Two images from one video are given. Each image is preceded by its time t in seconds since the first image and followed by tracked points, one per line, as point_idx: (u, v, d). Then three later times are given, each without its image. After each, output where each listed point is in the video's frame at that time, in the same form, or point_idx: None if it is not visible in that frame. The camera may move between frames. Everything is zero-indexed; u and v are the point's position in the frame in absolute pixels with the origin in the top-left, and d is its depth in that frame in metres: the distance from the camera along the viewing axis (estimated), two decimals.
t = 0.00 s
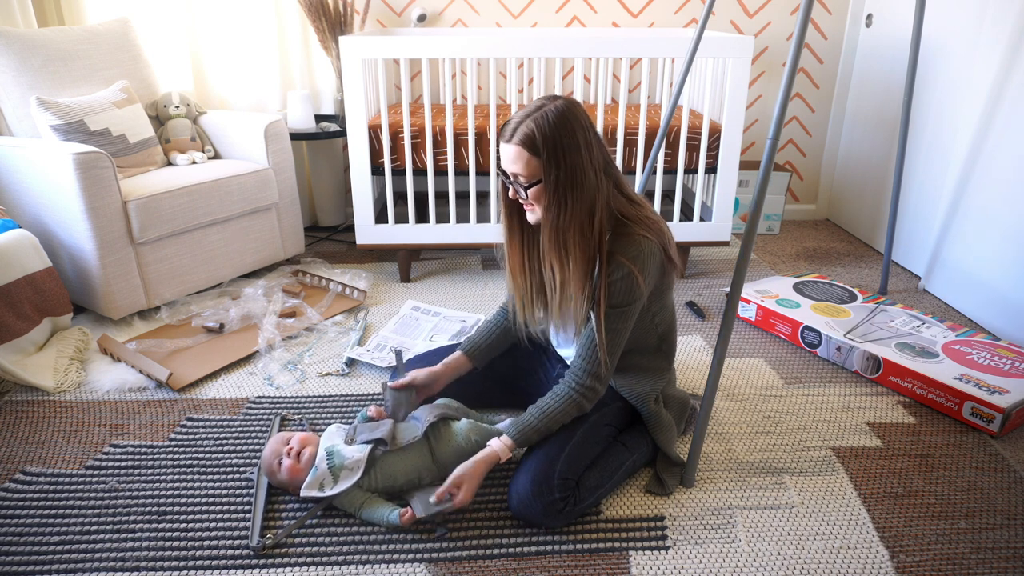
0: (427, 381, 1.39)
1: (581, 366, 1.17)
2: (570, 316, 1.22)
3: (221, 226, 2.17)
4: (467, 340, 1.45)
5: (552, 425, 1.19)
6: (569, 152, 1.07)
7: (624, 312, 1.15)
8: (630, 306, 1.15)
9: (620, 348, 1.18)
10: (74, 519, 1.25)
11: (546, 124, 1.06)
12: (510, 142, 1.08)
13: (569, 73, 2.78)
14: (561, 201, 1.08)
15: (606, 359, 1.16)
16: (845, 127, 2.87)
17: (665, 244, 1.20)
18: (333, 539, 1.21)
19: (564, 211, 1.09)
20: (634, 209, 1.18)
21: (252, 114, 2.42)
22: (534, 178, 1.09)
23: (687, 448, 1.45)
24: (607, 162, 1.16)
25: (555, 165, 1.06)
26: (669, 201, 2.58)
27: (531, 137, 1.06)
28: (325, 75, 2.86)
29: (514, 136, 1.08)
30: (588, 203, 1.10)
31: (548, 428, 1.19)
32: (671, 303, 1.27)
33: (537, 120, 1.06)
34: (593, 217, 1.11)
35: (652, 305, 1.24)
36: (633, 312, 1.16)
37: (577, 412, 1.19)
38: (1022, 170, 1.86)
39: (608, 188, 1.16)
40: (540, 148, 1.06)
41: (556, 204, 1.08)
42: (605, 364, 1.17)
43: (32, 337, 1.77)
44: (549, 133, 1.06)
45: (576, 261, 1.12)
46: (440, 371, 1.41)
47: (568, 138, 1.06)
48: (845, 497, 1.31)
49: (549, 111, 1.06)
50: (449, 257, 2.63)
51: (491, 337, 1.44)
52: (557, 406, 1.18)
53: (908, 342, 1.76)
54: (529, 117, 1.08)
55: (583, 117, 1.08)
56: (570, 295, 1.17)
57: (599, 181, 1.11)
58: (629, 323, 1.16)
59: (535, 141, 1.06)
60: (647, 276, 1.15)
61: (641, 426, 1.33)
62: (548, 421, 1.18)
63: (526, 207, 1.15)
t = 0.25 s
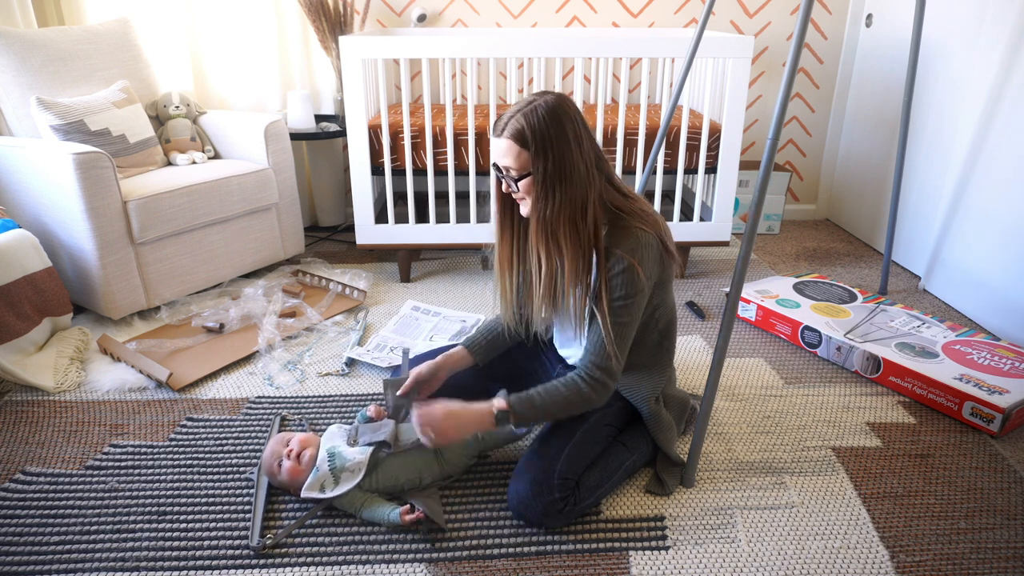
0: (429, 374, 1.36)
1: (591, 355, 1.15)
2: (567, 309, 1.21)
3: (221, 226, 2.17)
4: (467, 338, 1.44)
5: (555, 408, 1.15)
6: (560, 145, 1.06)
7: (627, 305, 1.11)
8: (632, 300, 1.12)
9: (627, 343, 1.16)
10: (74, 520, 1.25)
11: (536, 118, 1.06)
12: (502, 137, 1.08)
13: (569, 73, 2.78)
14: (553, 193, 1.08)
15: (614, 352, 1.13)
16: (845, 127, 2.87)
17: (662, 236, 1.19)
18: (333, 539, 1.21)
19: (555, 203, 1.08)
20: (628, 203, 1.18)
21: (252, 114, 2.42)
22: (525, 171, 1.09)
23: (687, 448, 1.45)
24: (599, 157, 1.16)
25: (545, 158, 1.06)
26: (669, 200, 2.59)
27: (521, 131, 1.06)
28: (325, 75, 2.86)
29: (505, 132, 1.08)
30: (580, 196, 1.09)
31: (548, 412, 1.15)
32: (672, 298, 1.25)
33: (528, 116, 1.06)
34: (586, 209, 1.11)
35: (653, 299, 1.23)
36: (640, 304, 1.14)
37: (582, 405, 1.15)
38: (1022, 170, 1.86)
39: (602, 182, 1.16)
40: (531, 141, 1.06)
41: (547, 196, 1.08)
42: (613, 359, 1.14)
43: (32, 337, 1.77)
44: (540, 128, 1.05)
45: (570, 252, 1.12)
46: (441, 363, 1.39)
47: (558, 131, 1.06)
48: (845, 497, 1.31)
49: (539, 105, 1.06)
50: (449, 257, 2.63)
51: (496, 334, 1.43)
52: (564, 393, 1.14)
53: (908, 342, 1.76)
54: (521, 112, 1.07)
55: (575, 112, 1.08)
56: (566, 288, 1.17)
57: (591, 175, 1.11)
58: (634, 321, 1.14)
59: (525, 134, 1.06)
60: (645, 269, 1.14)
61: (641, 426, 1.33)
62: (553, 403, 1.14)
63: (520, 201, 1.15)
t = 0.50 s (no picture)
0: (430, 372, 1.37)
1: (563, 346, 1.16)
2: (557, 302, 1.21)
3: (221, 226, 2.17)
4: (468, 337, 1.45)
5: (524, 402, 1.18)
6: (548, 139, 1.07)
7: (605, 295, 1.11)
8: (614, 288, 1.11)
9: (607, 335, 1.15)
10: (74, 520, 1.25)
11: (524, 112, 1.06)
12: (492, 132, 1.09)
13: (569, 73, 2.78)
14: (541, 186, 1.08)
15: (591, 345, 1.14)
16: (845, 127, 2.87)
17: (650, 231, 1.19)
18: (333, 539, 1.21)
19: (543, 196, 1.09)
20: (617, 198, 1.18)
21: (252, 114, 2.42)
22: (515, 165, 1.09)
23: (687, 448, 1.45)
24: (587, 151, 1.17)
25: (534, 152, 1.07)
26: (669, 201, 2.59)
27: (510, 125, 1.07)
28: (325, 75, 2.86)
29: (495, 127, 1.09)
30: (568, 189, 1.10)
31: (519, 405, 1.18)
32: (668, 301, 1.29)
33: (516, 111, 1.07)
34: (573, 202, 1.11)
35: (648, 301, 1.26)
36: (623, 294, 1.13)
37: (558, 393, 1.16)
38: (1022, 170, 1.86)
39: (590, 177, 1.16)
40: (520, 135, 1.06)
41: (536, 189, 1.08)
42: (591, 348, 1.14)
43: (32, 337, 1.77)
44: (527, 123, 1.06)
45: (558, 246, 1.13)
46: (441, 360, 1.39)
47: (546, 125, 1.07)
48: (845, 497, 1.31)
49: (527, 100, 1.07)
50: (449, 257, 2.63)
51: (496, 332, 1.44)
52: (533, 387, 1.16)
53: (908, 342, 1.76)
54: (510, 108, 1.08)
55: (562, 107, 1.09)
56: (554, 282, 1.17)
57: (577, 169, 1.11)
58: (617, 313, 1.14)
59: (514, 129, 1.07)
60: (631, 262, 1.13)
61: (641, 426, 1.32)
62: (520, 397, 1.17)
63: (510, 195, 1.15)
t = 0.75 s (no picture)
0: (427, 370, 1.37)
1: (551, 341, 1.16)
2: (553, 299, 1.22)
3: (221, 226, 2.17)
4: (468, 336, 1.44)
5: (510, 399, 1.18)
6: (545, 137, 1.07)
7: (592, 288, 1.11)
8: (606, 284, 1.11)
9: (594, 331, 1.15)
10: (74, 519, 1.25)
11: (521, 110, 1.06)
12: (489, 130, 1.09)
13: (569, 73, 2.78)
14: (537, 183, 1.09)
15: (580, 339, 1.14)
16: (845, 127, 2.87)
17: (647, 229, 1.19)
18: (333, 540, 1.21)
19: (540, 193, 1.09)
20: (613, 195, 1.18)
21: (252, 114, 2.42)
22: (512, 163, 1.09)
23: (687, 447, 1.45)
24: (584, 149, 1.17)
25: (531, 150, 1.07)
26: (669, 201, 2.59)
27: (507, 123, 1.07)
28: (325, 75, 2.86)
29: (492, 125, 1.09)
30: (564, 186, 1.10)
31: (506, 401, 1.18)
32: (667, 302, 1.30)
33: (513, 109, 1.07)
34: (569, 199, 1.12)
35: (646, 300, 1.27)
36: (613, 290, 1.13)
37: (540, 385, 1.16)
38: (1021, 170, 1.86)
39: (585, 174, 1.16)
40: (517, 133, 1.06)
41: (533, 187, 1.09)
42: (580, 343, 1.14)
43: (32, 337, 1.77)
44: (524, 122, 1.06)
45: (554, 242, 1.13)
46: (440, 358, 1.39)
47: (542, 123, 1.07)
48: (845, 497, 1.31)
49: (524, 98, 1.07)
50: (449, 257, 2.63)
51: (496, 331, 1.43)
52: (520, 384, 1.17)
53: (908, 342, 1.76)
54: (507, 106, 1.08)
55: (559, 106, 1.09)
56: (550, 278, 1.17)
57: (574, 166, 1.12)
58: (607, 309, 1.14)
59: (511, 127, 1.07)
60: (626, 260, 1.13)
61: (641, 425, 1.32)
62: (505, 394, 1.17)
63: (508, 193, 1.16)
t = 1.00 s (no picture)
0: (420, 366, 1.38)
1: (543, 338, 1.16)
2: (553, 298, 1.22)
3: (221, 226, 2.17)
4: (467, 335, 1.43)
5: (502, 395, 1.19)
6: (550, 136, 1.07)
7: (587, 287, 1.11)
8: (602, 284, 1.11)
9: (587, 331, 1.15)
10: (74, 519, 1.25)
11: (527, 109, 1.06)
12: (494, 128, 1.09)
13: (569, 73, 2.78)
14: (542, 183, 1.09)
15: (575, 337, 1.14)
16: (845, 127, 2.87)
17: (650, 232, 1.18)
18: (333, 540, 1.21)
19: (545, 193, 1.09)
20: (616, 197, 1.18)
21: (252, 114, 2.42)
22: (518, 162, 1.09)
23: (687, 447, 1.45)
24: (590, 150, 1.17)
25: (537, 149, 1.07)
26: (669, 201, 2.59)
27: (513, 122, 1.07)
28: (325, 75, 2.86)
29: (497, 122, 1.09)
30: (569, 186, 1.10)
31: (498, 398, 1.20)
32: (667, 303, 1.30)
33: (518, 108, 1.07)
34: (572, 199, 1.12)
35: (646, 302, 1.27)
36: (607, 290, 1.12)
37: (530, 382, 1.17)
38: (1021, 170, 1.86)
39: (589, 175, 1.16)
40: (523, 132, 1.06)
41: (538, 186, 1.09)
42: (573, 342, 1.14)
43: (32, 337, 1.77)
44: (529, 121, 1.06)
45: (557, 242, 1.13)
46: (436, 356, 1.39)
47: (548, 123, 1.07)
48: (845, 497, 1.31)
49: (530, 96, 1.07)
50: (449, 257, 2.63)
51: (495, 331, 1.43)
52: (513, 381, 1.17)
53: (908, 342, 1.76)
54: (512, 104, 1.08)
55: (565, 106, 1.09)
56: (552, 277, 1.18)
57: (578, 167, 1.11)
58: (603, 309, 1.14)
59: (517, 126, 1.07)
60: (626, 262, 1.13)
61: (641, 425, 1.32)
62: (496, 390, 1.19)
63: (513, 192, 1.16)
